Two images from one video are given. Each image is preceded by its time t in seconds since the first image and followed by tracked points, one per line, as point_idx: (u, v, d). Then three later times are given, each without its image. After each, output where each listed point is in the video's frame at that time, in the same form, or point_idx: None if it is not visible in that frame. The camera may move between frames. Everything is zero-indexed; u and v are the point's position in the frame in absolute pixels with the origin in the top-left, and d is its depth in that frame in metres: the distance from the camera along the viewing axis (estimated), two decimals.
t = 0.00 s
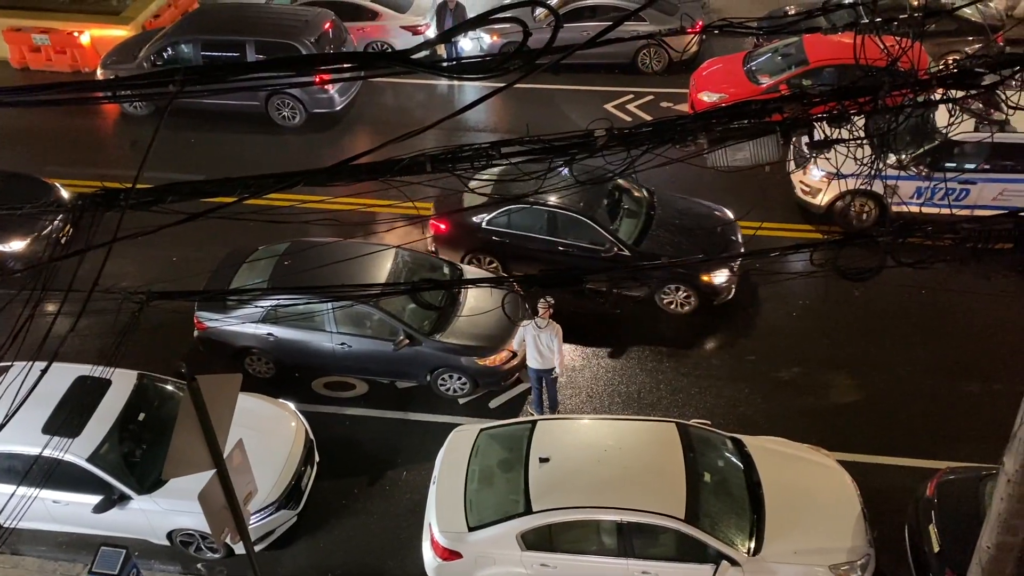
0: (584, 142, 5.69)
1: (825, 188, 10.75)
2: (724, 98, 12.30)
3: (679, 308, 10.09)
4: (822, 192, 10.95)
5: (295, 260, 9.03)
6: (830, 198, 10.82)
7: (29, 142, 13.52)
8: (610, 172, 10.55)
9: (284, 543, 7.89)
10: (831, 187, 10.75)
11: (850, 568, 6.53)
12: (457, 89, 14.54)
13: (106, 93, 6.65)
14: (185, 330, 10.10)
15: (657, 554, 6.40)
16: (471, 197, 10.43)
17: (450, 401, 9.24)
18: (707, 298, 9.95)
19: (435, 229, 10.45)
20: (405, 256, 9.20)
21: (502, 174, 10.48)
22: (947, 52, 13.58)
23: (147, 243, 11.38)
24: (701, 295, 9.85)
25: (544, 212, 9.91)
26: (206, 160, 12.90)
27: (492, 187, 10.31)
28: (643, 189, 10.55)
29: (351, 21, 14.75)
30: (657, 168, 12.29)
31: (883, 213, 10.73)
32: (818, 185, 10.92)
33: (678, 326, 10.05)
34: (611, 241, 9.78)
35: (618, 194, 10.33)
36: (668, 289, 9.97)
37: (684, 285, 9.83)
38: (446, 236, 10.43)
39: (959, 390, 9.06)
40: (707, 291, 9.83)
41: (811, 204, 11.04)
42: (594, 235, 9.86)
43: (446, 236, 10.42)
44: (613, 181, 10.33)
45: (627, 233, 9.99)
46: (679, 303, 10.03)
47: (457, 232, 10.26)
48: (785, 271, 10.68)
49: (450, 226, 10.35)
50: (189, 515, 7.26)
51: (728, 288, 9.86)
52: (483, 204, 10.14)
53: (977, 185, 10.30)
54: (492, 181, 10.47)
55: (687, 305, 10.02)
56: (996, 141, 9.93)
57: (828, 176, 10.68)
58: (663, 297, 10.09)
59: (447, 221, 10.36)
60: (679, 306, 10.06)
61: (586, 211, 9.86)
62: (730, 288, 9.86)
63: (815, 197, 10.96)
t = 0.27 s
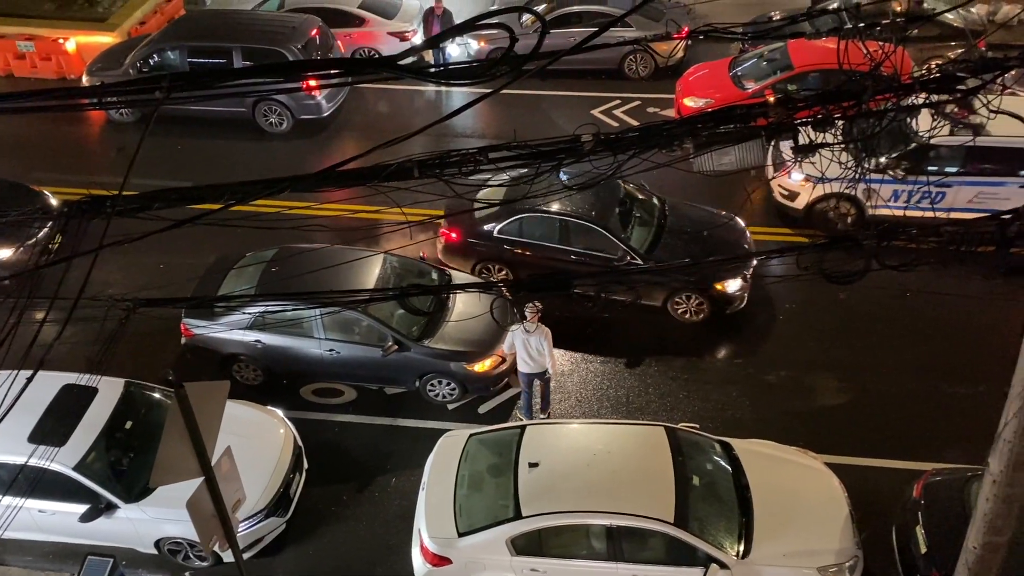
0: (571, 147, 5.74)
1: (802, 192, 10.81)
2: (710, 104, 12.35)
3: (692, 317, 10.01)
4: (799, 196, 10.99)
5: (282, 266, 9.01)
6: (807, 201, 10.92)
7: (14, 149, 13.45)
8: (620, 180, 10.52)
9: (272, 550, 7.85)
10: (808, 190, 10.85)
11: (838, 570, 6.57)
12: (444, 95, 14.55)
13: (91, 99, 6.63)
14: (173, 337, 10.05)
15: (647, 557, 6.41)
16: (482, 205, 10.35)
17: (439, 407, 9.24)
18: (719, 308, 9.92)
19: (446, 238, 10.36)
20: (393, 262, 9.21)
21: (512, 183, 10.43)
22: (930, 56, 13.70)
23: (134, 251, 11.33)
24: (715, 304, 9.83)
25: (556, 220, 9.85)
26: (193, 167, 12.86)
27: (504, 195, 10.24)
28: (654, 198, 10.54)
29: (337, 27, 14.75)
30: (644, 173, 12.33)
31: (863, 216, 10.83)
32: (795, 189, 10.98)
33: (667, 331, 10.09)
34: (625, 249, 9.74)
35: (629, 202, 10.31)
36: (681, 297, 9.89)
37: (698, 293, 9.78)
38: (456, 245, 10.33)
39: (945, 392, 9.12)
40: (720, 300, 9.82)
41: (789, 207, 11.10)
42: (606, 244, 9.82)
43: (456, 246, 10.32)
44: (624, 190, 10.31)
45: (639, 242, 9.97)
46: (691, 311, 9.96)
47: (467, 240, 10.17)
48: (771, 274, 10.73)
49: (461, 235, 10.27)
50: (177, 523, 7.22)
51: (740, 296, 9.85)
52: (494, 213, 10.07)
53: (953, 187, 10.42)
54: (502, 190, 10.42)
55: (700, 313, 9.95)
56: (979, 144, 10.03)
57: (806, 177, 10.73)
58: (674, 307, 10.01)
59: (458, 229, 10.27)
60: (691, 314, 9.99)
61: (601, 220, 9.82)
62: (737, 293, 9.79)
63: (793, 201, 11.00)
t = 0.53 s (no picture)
0: (558, 153, 5.77)
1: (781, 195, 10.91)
2: (695, 109, 12.42)
3: (705, 326, 10.01)
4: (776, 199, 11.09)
5: (269, 273, 8.98)
6: (785, 205, 11.03)
7: None
8: (630, 188, 10.47)
9: (261, 559, 7.81)
10: (787, 193, 10.93)
11: (827, 572, 6.60)
12: (431, 102, 14.56)
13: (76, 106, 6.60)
14: (159, 345, 9.99)
15: (636, 562, 6.41)
16: (494, 213, 10.28)
17: (427, 413, 9.22)
18: (733, 317, 9.89)
19: (457, 247, 10.32)
20: (381, 268, 9.20)
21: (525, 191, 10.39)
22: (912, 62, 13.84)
23: (119, 258, 11.26)
24: (729, 313, 9.80)
25: (569, 229, 9.81)
26: (179, 174, 12.80)
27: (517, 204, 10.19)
28: (665, 206, 10.49)
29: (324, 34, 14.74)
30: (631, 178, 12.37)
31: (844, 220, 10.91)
32: (773, 193, 11.06)
33: (655, 335, 10.11)
34: (637, 258, 9.72)
35: (641, 211, 10.26)
36: (695, 305, 9.89)
37: (712, 302, 9.78)
38: (467, 254, 10.28)
39: (930, 394, 9.19)
40: (733, 309, 9.80)
41: (767, 210, 11.20)
42: (619, 253, 9.79)
43: (468, 255, 10.26)
44: (636, 199, 10.29)
45: (651, 251, 9.92)
46: (704, 320, 9.97)
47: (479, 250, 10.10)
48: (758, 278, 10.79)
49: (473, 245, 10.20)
50: (164, 533, 7.17)
51: (754, 306, 9.83)
52: (506, 221, 10.04)
53: (927, 192, 10.48)
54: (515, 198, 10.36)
55: (714, 323, 9.94)
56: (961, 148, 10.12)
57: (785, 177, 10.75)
58: (688, 315, 10.00)
59: (470, 239, 10.20)
60: (705, 323, 10.00)
61: (616, 230, 9.78)
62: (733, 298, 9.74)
63: (771, 204, 11.10)
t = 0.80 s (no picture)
0: (542, 163, 5.77)
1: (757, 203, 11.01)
2: (677, 118, 12.49)
3: (716, 338, 9.96)
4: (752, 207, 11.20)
5: (252, 285, 8.93)
6: (758, 214, 11.17)
7: None
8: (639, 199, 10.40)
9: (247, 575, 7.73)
10: (764, 200, 11.03)
11: None
12: (414, 113, 14.57)
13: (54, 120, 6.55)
14: (142, 360, 9.91)
15: (624, 572, 6.38)
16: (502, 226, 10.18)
17: (413, 425, 9.19)
18: (745, 330, 9.87)
19: (466, 260, 10.23)
20: (365, 279, 9.17)
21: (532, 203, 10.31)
22: (890, 70, 14.00)
23: (101, 273, 11.17)
24: (740, 325, 9.76)
25: (580, 242, 9.76)
26: (161, 188, 12.73)
27: (525, 216, 10.10)
28: (674, 217, 10.42)
29: (305, 46, 14.72)
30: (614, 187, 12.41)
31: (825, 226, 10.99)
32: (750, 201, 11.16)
33: (641, 344, 10.13)
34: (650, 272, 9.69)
35: (651, 223, 10.19)
36: (707, 318, 9.85)
37: (726, 314, 9.74)
38: (476, 267, 10.19)
39: (913, 398, 9.26)
40: (745, 321, 9.76)
41: (744, 217, 11.31)
42: (631, 266, 9.76)
43: (477, 268, 10.17)
44: (645, 211, 10.24)
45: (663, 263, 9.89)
46: (716, 332, 9.92)
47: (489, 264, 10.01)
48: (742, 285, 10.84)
49: (481, 258, 10.12)
50: (149, 549, 7.08)
51: (766, 316, 9.79)
52: (516, 234, 9.94)
53: (904, 198, 10.56)
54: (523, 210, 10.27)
55: (726, 334, 9.90)
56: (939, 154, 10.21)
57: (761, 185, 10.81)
58: (700, 328, 9.95)
59: (479, 252, 10.12)
60: (717, 335, 9.94)
61: (629, 244, 9.74)
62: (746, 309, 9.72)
63: (747, 212, 11.22)
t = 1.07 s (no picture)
0: (522, 179, 5.83)
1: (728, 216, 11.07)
2: (656, 132, 12.60)
3: (725, 352, 9.91)
4: (724, 218, 11.28)
5: (233, 305, 8.90)
6: (730, 227, 11.27)
7: None
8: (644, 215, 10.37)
9: None
10: (736, 211, 11.11)
11: None
12: (394, 129, 14.60)
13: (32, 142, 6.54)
14: (123, 382, 9.82)
15: None
16: (509, 242, 10.11)
17: (397, 442, 9.15)
18: (755, 345, 9.85)
19: (472, 278, 10.11)
20: (347, 296, 9.15)
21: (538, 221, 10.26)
22: (864, 81, 14.20)
23: (79, 295, 11.07)
24: (749, 339, 9.74)
25: (589, 259, 9.71)
26: (140, 208, 12.66)
27: (532, 234, 10.05)
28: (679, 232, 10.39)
29: (284, 64, 14.73)
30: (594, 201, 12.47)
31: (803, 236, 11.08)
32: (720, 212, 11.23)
33: (623, 357, 10.16)
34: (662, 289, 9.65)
35: (657, 238, 10.16)
36: (717, 332, 9.80)
37: (735, 329, 9.71)
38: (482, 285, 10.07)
39: (894, 406, 9.34)
40: (754, 335, 9.74)
41: (715, 228, 11.37)
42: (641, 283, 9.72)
43: (484, 286, 10.05)
44: (652, 226, 10.20)
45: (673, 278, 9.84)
46: (725, 346, 9.87)
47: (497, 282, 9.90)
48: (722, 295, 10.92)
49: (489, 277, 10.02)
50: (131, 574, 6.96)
51: (775, 330, 9.79)
52: (523, 252, 9.88)
53: (878, 207, 10.68)
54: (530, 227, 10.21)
55: (735, 348, 9.85)
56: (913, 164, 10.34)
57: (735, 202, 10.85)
58: (709, 343, 9.91)
59: (486, 270, 10.01)
60: (726, 350, 9.89)
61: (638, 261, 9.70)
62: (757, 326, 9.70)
63: (718, 223, 11.29)
